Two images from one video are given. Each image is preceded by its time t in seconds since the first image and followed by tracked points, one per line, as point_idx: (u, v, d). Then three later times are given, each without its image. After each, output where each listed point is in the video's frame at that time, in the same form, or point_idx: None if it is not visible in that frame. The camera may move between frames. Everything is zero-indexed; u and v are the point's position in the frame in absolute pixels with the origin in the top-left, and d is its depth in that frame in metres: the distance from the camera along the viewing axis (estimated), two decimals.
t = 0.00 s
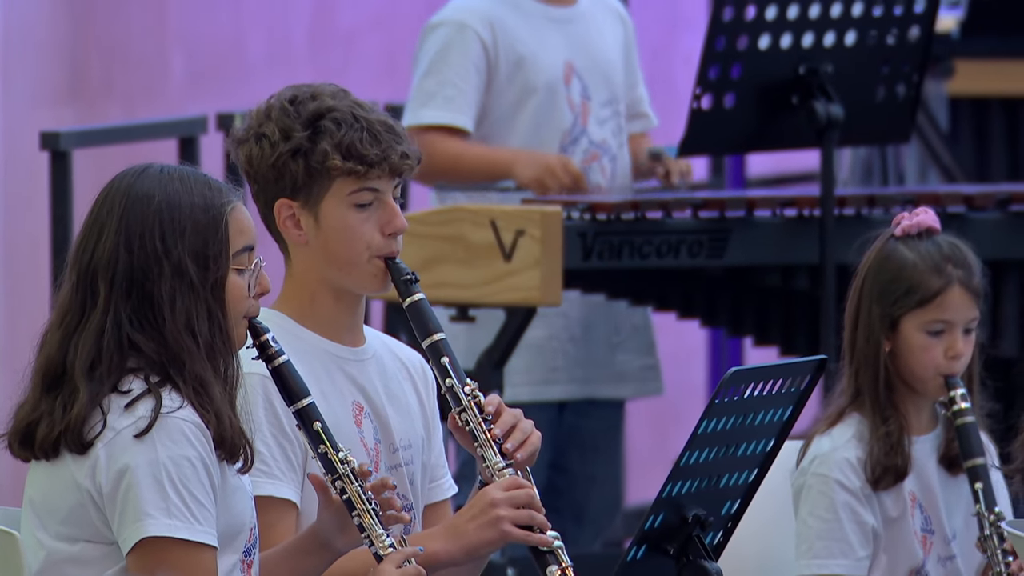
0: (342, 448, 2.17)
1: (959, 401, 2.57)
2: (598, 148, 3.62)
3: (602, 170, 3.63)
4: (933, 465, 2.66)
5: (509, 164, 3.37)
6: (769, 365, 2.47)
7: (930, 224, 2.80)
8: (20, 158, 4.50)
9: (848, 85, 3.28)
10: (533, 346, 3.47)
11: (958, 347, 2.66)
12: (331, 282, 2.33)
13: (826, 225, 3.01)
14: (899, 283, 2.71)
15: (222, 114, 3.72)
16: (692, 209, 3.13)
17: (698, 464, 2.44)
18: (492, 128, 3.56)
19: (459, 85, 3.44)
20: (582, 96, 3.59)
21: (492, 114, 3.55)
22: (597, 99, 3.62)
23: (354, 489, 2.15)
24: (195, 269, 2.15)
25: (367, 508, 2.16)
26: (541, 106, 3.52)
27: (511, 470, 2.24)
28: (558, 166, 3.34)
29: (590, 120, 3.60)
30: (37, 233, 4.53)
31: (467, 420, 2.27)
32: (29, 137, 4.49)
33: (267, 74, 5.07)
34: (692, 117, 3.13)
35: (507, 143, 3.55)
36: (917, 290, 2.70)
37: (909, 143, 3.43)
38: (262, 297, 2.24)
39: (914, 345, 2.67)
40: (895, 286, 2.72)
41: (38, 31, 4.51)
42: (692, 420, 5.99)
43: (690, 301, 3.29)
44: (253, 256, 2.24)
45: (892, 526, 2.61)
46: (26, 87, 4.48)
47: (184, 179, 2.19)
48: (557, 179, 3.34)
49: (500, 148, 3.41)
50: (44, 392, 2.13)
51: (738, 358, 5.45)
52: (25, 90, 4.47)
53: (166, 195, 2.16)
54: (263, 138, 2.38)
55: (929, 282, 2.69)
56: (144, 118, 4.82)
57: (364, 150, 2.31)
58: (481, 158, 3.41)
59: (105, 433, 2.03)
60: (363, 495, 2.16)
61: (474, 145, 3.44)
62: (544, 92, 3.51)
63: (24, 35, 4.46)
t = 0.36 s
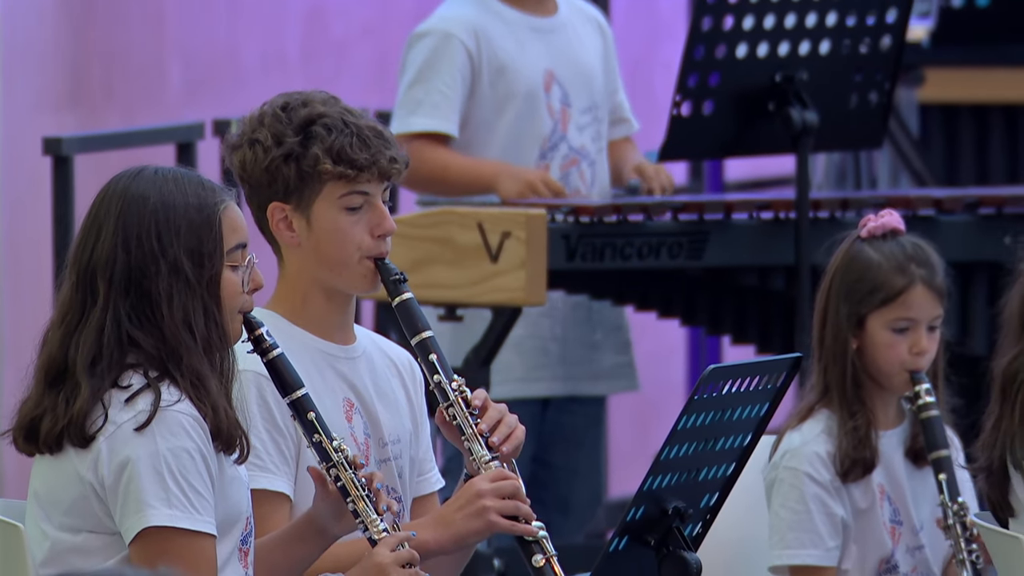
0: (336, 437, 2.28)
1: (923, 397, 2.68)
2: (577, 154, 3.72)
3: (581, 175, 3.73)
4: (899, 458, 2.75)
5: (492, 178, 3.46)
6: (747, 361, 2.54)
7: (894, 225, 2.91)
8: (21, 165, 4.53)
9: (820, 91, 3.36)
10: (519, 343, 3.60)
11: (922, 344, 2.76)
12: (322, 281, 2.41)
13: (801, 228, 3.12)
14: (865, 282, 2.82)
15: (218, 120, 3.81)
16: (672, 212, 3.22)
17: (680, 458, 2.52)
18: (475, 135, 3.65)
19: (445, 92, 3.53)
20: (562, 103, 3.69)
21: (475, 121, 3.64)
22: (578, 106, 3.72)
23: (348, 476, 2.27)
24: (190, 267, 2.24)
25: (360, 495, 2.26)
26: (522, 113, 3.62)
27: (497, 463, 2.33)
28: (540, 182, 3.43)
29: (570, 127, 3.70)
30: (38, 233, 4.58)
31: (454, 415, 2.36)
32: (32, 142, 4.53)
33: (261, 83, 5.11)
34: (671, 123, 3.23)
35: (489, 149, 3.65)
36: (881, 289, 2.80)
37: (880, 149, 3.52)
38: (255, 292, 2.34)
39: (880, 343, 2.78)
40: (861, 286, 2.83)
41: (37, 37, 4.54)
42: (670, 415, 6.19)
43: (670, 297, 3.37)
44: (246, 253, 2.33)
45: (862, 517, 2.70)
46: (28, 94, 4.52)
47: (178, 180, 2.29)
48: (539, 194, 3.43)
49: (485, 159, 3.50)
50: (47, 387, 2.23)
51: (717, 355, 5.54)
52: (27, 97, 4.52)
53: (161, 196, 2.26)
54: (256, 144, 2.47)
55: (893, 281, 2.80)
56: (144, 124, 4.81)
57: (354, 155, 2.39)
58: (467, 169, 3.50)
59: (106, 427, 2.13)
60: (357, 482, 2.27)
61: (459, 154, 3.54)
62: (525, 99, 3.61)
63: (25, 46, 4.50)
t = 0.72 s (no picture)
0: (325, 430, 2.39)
1: (885, 390, 2.75)
2: (560, 159, 3.82)
3: (564, 179, 3.82)
4: (864, 449, 2.83)
5: (477, 181, 3.54)
6: (721, 359, 2.60)
7: (858, 226, 2.97)
8: (23, 170, 4.66)
9: (796, 99, 3.49)
10: (503, 342, 3.72)
11: (883, 338, 2.84)
12: (312, 282, 2.50)
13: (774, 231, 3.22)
14: (828, 279, 2.88)
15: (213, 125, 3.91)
16: (651, 215, 3.33)
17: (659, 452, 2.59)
18: (461, 140, 3.75)
19: (433, 98, 3.63)
20: (546, 110, 3.79)
21: (462, 127, 3.74)
22: (561, 113, 3.82)
23: (337, 468, 2.36)
24: (185, 267, 2.34)
25: (349, 487, 2.36)
26: (507, 119, 3.73)
27: (482, 456, 2.42)
28: (524, 184, 3.51)
29: (554, 133, 3.80)
30: (40, 237, 4.72)
31: (442, 410, 2.46)
32: (35, 147, 4.66)
33: (253, 94, 5.32)
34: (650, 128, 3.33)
35: (474, 154, 3.75)
36: (844, 286, 2.86)
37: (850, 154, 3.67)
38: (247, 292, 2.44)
39: (842, 337, 2.84)
40: (824, 282, 2.88)
41: (40, 47, 4.68)
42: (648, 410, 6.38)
43: (649, 298, 3.47)
44: (238, 254, 2.43)
45: (830, 508, 2.78)
46: (34, 100, 4.67)
47: (172, 184, 2.39)
48: (524, 197, 3.50)
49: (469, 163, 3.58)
50: (46, 384, 2.32)
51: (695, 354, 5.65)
52: (32, 104, 4.67)
53: (157, 199, 2.35)
54: (248, 149, 2.56)
55: (855, 278, 2.86)
56: (140, 129, 4.96)
57: (343, 160, 2.48)
58: (453, 172, 3.58)
59: (104, 422, 2.22)
60: (346, 474, 2.37)
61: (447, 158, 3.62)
62: (511, 106, 3.72)
63: (27, 53, 4.65)
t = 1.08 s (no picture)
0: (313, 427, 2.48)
1: (850, 385, 2.84)
2: (539, 164, 3.93)
3: (543, 183, 3.93)
4: (831, 442, 2.94)
5: (455, 182, 3.67)
6: (695, 358, 2.67)
7: (824, 228, 3.08)
8: (23, 174, 4.65)
9: (767, 107, 3.60)
10: (483, 342, 3.82)
11: (849, 336, 2.95)
12: (301, 283, 2.59)
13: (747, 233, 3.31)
14: (794, 279, 2.99)
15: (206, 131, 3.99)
16: (627, 218, 3.45)
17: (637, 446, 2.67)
18: (444, 146, 3.85)
19: (416, 107, 3.74)
20: (526, 117, 3.89)
21: (444, 134, 3.84)
22: (540, 119, 3.93)
23: (325, 463, 2.46)
24: (178, 270, 2.43)
25: (337, 481, 2.46)
26: (488, 127, 3.83)
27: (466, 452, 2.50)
28: (497, 178, 3.63)
29: (533, 139, 3.91)
30: (39, 242, 4.72)
31: (426, 407, 2.55)
32: (33, 151, 4.66)
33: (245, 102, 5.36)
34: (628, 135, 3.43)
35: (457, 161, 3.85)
36: (810, 285, 2.97)
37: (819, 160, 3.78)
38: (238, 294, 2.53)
39: (807, 334, 2.95)
40: (790, 282, 2.99)
41: (38, 55, 4.69)
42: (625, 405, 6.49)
43: (625, 297, 3.58)
44: (230, 257, 2.52)
45: (799, 499, 2.89)
46: (34, 106, 4.68)
47: (166, 189, 2.48)
48: (499, 191, 3.62)
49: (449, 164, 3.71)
50: (43, 382, 2.41)
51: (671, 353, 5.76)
52: (32, 110, 4.68)
53: (151, 203, 2.45)
54: (241, 155, 2.66)
55: (820, 277, 2.97)
56: (139, 135, 4.99)
57: (332, 165, 2.58)
58: (437, 175, 3.71)
59: (99, 418, 2.31)
60: (333, 469, 2.46)
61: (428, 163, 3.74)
62: (491, 114, 3.82)
63: (26, 59, 4.66)
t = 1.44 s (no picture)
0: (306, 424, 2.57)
1: (821, 378, 2.97)
2: (508, 169, 4.05)
3: (512, 188, 4.06)
4: (802, 434, 3.06)
5: (413, 183, 3.76)
6: (676, 355, 2.77)
7: (793, 229, 3.19)
8: (27, 178, 4.83)
9: (745, 114, 3.70)
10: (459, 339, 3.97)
11: (818, 333, 3.06)
12: (296, 283, 2.69)
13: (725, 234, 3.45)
14: (766, 278, 3.10)
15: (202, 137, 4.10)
16: (610, 220, 3.56)
17: (619, 441, 2.77)
18: (414, 152, 4.00)
19: (383, 115, 3.88)
20: (496, 124, 4.02)
21: (414, 141, 3.99)
22: (511, 125, 4.05)
23: (317, 458, 2.55)
24: (177, 271, 2.52)
25: (329, 475, 2.55)
26: (455, 134, 3.97)
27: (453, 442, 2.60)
28: (454, 182, 3.73)
29: (502, 145, 4.03)
30: (42, 244, 4.87)
31: (417, 402, 2.65)
32: (36, 157, 4.85)
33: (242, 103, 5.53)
34: (611, 140, 3.53)
35: (427, 164, 4.00)
36: (782, 284, 3.08)
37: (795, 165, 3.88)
38: (234, 295, 2.62)
39: (779, 331, 3.06)
40: (762, 281, 3.10)
41: (41, 64, 4.90)
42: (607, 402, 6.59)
43: (608, 297, 3.70)
44: (227, 260, 2.61)
45: (772, 490, 3.01)
46: (35, 114, 4.88)
47: (165, 194, 2.57)
48: (455, 195, 3.72)
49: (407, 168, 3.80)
50: (47, 379, 2.50)
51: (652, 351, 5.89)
52: (33, 117, 4.87)
53: (150, 207, 2.54)
54: (236, 159, 2.76)
55: (791, 276, 3.08)
56: (139, 139, 5.21)
57: (325, 169, 2.68)
58: (397, 177, 3.79)
59: (100, 413, 2.41)
60: (325, 464, 2.55)
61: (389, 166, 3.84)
62: (458, 121, 3.96)
63: (30, 71, 4.86)
